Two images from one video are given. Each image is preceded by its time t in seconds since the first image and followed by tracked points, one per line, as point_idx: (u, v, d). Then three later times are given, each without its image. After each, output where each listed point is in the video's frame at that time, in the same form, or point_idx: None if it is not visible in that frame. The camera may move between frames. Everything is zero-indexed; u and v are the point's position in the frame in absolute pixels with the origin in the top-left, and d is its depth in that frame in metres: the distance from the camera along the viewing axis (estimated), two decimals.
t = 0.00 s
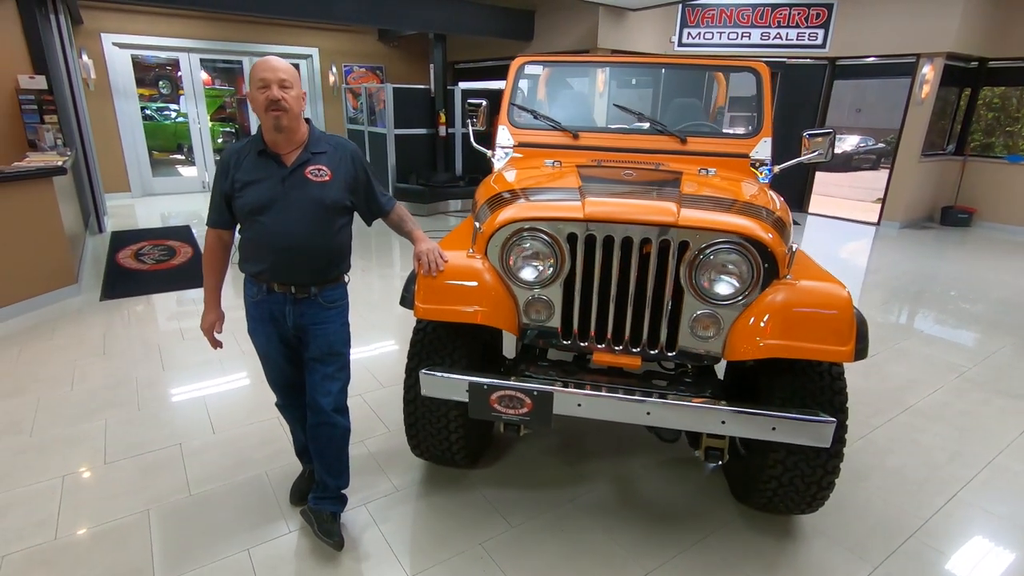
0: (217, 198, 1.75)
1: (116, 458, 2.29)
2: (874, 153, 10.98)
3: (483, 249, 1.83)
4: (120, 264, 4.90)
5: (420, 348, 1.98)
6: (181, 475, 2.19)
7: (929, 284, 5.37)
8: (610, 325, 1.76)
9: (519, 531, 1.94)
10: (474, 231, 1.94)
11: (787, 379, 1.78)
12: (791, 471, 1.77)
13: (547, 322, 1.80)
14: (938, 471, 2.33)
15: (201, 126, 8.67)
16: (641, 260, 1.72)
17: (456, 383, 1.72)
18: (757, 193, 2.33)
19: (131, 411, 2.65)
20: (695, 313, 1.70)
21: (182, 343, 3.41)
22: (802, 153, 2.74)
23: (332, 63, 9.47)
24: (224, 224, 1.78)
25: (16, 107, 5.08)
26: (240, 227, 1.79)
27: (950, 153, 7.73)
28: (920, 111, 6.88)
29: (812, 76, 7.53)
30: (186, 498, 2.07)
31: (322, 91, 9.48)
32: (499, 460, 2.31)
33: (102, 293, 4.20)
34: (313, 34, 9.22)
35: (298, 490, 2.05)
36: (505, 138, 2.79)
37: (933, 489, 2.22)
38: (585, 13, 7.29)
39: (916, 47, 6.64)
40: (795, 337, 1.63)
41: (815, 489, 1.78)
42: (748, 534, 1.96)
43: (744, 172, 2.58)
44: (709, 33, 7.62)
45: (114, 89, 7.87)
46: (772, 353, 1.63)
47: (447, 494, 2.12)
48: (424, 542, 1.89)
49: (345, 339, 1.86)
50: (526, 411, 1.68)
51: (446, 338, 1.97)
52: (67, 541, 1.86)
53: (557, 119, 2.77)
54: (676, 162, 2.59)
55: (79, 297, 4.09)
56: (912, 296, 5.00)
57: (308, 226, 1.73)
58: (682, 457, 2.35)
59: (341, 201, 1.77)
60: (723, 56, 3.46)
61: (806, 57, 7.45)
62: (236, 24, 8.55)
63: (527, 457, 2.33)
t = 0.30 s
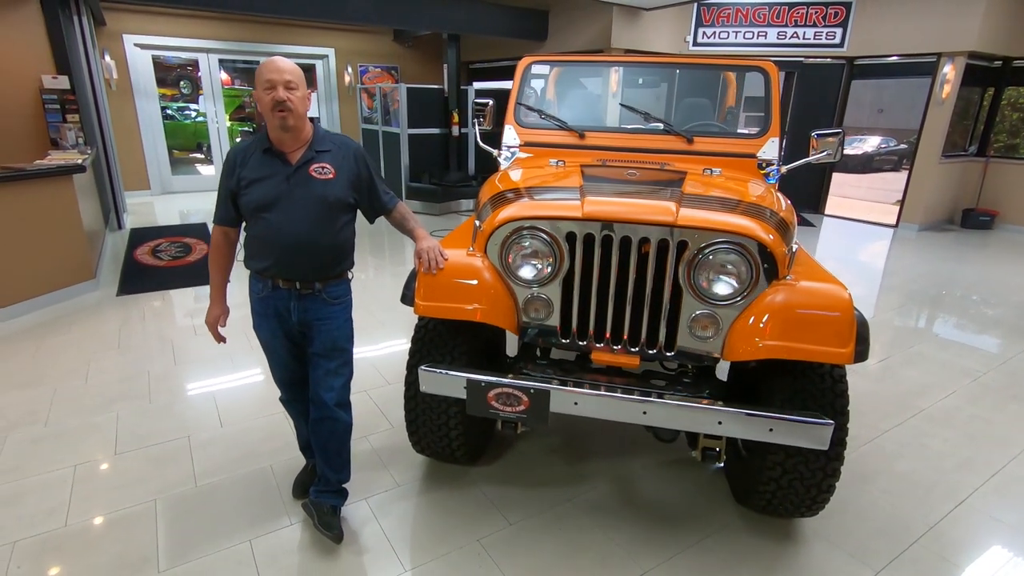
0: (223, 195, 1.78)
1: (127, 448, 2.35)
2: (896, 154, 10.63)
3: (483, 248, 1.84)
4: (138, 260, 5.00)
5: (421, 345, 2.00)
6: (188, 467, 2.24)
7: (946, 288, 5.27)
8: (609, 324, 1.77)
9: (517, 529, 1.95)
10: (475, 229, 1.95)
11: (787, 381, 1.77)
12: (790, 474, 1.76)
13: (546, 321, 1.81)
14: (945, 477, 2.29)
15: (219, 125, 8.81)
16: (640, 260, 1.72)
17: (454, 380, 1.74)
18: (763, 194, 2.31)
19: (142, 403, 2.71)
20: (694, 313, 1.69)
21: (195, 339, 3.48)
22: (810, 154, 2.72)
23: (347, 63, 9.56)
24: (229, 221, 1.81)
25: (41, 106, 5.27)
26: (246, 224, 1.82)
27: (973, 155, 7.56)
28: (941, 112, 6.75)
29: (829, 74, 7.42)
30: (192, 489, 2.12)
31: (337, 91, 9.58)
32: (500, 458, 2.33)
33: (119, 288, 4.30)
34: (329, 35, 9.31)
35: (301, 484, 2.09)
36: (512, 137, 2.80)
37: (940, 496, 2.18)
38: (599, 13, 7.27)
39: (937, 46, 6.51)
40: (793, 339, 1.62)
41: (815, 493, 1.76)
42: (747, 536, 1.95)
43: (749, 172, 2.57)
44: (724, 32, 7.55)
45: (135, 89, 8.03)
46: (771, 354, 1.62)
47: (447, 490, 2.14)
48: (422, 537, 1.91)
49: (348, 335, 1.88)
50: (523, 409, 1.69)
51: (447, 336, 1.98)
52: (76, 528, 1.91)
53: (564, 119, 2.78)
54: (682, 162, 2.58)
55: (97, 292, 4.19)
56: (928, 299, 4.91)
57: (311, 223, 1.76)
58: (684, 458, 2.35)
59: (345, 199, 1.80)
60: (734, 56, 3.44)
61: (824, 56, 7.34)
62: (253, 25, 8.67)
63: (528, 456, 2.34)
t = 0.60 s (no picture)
0: (226, 193, 1.81)
1: (134, 441, 2.39)
2: (914, 155, 10.17)
3: (481, 246, 1.85)
4: (151, 257, 5.08)
5: (421, 343, 2.01)
6: (192, 461, 2.27)
7: (961, 291, 5.18)
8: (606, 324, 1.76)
9: (514, 527, 1.96)
10: (474, 228, 1.95)
11: (787, 383, 1.75)
12: (788, 477, 1.74)
13: (544, 320, 1.81)
14: (952, 483, 2.25)
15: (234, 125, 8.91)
16: (637, 260, 1.72)
17: (451, 377, 1.75)
18: (768, 194, 2.29)
19: (150, 398, 2.76)
20: (692, 313, 1.68)
21: (204, 335, 3.53)
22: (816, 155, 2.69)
23: (360, 63, 9.62)
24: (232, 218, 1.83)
25: (59, 106, 5.38)
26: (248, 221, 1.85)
27: (991, 156, 7.42)
28: (959, 111, 6.63)
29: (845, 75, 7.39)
30: (195, 482, 2.15)
31: (350, 91, 9.65)
32: (499, 456, 2.33)
33: (132, 285, 4.37)
34: (343, 35, 9.38)
35: (302, 479, 2.11)
36: (517, 136, 2.80)
37: (945, 501, 2.14)
38: (610, 12, 7.24)
39: (955, 46, 6.39)
40: (791, 340, 1.60)
41: (814, 496, 1.74)
42: (746, 539, 1.93)
43: (754, 172, 2.54)
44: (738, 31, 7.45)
45: (152, 88, 8.15)
46: (769, 355, 1.61)
47: (446, 487, 2.15)
48: (419, 534, 1.92)
49: (348, 332, 1.90)
50: (519, 408, 1.70)
51: (446, 334, 1.99)
52: (81, 519, 1.95)
53: (569, 119, 2.78)
54: (687, 162, 2.57)
55: (110, 288, 4.26)
56: (942, 303, 4.82)
57: (312, 220, 1.78)
58: (685, 460, 2.33)
59: (345, 197, 1.82)
60: (742, 56, 3.42)
61: (839, 55, 7.24)
62: (268, 26, 8.76)
63: (528, 454, 2.35)
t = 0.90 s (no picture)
0: (227, 191, 1.83)
1: (140, 435, 2.43)
2: (932, 155, 9.99)
3: (479, 245, 1.86)
4: (163, 255, 5.16)
5: (419, 341, 2.02)
6: (195, 455, 2.30)
7: (976, 294, 5.10)
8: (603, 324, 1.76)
9: (510, 525, 1.96)
10: (473, 227, 1.96)
11: (785, 385, 1.74)
12: (786, 479, 1.73)
13: (542, 319, 1.81)
14: (956, 488, 2.22)
15: (247, 125, 9.01)
16: (635, 260, 1.71)
17: (448, 375, 1.76)
18: (771, 194, 2.28)
19: (157, 393, 2.80)
20: (689, 314, 1.68)
21: (212, 332, 3.57)
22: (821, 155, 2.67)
23: (372, 63, 9.68)
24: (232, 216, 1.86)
25: (74, 105, 5.47)
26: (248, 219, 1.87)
27: (1009, 157, 7.29)
28: (976, 112, 6.53)
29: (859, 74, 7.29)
30: (198, 476, 2.18)
31: (361, 91, 9.72)
32: (499, 455, 2.34)
33: (143, 282, 4.43)
34: (354, 36, 9.45)
35: (302, 475, 2.13)
36: (520, 136, 2.80)
37: (949, 507, 2.11)
38: (621, 11, 7.21)
39: (972, 45, 6.29)
40: (789, 341, 1.59)
41: (812, 499, 1.73)
42: (745, 542, 1.92)
43: (758, 172, 2.53)
44: (750, 31, 7.35)
45: (167, 89, 8.27)
46: (766, 356, 1.60)
47: (445, 485, 2.16)
48: (416, 530, 1.93)
49: (347, 329, 1.92)
50: (515, 406, 1.70)
51: (446, 333, 2.00)
52: (86, 511, 1.99)
53: (574, 119, 2.78)
54: (690, 161, 2.56)
55: (121, 285, 4.33)
56: (955, 306, 4.75)
57: (312, 218, 1.80)
58: (685, 462, 2.32)
59: (344, 196, 1.84)
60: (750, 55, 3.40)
61: (853, 55, 7.16)
62: (281, 26, 8.84)
63: (528, 453, 2.35)
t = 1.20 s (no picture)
0: (236, 188, 1.89)
1: (152, 426, 2.51)
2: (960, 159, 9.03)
3: (479, 243, 1.89)
4: (182, 252, 5.28)
5: (420, 337, 2.05)
6: (204, 446, 2.37)
7: (996, 299, 5.00)
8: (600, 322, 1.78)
9: (508, 521, 1.99)
10: (474, 226, 1.99)
11: (782, 386, 1.73)
12: (782, 480, 1.72)
13: (540, 318, 1.83)
14: (962, 494, 2.19)
15: (266, 125, 9.16)
16: (631, 259, 1.72)
17: (446, 371, 1.79)
18: (775, 194, 2.27)
19: (170, 385, 2.88)
20: (685, 313, 1.68)
21: (225, 327, 3.66)
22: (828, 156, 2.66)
23: (389, 64, 9.78)
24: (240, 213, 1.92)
25: (98, 106, 5.62)
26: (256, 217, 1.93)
27: None
28: (1000, 112, 6.40)
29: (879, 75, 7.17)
30: (206, 466, 2.24)
31: (378, 92, 9.82)
32: (500, 452, 2.36)
33: (161, 278, 4.55)
34: (372, 37, 9.55)
35: (305, 467, 2.18)
36: (527, 136, 2.83)
37: (953, 513, 2.09)
38: (636, 12, 7.18)
39: (997, 44, 6.14)
40: (783, 342, 1.59)
41: (808, 500, 1.72)
42: (741, 543, 1.92)
43: (765, 173, 2.51)
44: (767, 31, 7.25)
45: (189, 89, 8.45)
46: (760, 357, 1.60)
47: (445, 480, 2.19)
48: (415, 524, 1.97)
49: (350, 325, 1.96)
50: (511, 402, 1.73)
51: (446, 329, 2.03)
52: (98, 497, 2.06)
53: (580, 119, 2.80)
54: (695, 162, 2.56)
55: (141, 280, 4.45)
56: (974, 311, 4.65)
57: (317, 216, 1.84)
58: (686, 462, 2.32)
59: (349, 194, 1.87)
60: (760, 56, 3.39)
61: (874, 55, 7.04)
62: (300, 28, 8.96)
63: (529, 451, 2.37)
